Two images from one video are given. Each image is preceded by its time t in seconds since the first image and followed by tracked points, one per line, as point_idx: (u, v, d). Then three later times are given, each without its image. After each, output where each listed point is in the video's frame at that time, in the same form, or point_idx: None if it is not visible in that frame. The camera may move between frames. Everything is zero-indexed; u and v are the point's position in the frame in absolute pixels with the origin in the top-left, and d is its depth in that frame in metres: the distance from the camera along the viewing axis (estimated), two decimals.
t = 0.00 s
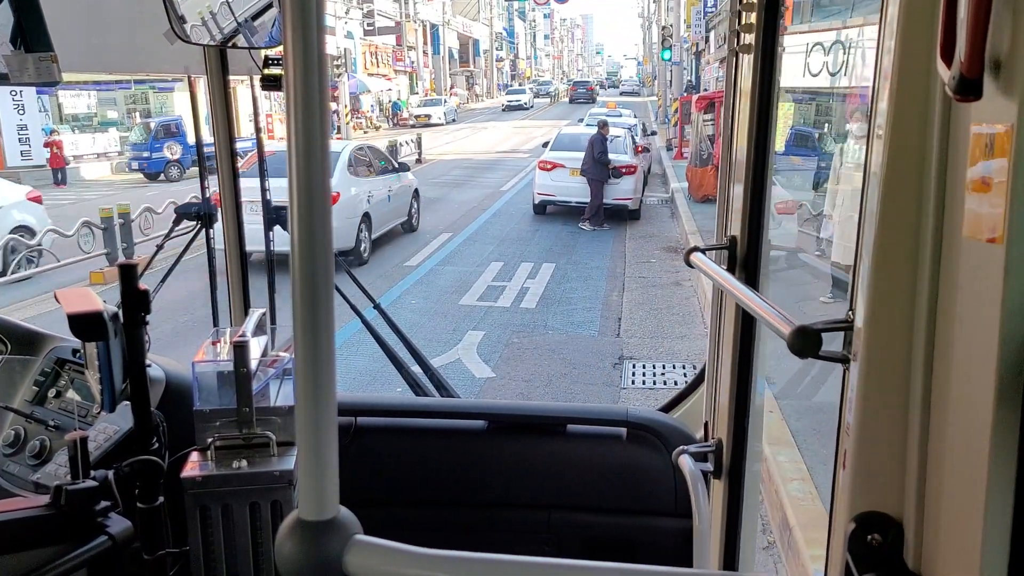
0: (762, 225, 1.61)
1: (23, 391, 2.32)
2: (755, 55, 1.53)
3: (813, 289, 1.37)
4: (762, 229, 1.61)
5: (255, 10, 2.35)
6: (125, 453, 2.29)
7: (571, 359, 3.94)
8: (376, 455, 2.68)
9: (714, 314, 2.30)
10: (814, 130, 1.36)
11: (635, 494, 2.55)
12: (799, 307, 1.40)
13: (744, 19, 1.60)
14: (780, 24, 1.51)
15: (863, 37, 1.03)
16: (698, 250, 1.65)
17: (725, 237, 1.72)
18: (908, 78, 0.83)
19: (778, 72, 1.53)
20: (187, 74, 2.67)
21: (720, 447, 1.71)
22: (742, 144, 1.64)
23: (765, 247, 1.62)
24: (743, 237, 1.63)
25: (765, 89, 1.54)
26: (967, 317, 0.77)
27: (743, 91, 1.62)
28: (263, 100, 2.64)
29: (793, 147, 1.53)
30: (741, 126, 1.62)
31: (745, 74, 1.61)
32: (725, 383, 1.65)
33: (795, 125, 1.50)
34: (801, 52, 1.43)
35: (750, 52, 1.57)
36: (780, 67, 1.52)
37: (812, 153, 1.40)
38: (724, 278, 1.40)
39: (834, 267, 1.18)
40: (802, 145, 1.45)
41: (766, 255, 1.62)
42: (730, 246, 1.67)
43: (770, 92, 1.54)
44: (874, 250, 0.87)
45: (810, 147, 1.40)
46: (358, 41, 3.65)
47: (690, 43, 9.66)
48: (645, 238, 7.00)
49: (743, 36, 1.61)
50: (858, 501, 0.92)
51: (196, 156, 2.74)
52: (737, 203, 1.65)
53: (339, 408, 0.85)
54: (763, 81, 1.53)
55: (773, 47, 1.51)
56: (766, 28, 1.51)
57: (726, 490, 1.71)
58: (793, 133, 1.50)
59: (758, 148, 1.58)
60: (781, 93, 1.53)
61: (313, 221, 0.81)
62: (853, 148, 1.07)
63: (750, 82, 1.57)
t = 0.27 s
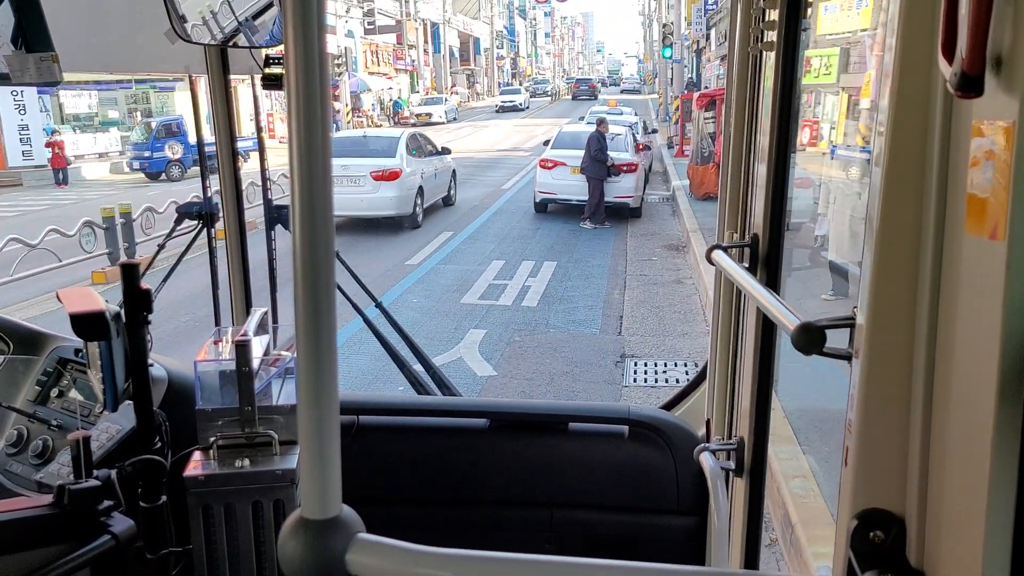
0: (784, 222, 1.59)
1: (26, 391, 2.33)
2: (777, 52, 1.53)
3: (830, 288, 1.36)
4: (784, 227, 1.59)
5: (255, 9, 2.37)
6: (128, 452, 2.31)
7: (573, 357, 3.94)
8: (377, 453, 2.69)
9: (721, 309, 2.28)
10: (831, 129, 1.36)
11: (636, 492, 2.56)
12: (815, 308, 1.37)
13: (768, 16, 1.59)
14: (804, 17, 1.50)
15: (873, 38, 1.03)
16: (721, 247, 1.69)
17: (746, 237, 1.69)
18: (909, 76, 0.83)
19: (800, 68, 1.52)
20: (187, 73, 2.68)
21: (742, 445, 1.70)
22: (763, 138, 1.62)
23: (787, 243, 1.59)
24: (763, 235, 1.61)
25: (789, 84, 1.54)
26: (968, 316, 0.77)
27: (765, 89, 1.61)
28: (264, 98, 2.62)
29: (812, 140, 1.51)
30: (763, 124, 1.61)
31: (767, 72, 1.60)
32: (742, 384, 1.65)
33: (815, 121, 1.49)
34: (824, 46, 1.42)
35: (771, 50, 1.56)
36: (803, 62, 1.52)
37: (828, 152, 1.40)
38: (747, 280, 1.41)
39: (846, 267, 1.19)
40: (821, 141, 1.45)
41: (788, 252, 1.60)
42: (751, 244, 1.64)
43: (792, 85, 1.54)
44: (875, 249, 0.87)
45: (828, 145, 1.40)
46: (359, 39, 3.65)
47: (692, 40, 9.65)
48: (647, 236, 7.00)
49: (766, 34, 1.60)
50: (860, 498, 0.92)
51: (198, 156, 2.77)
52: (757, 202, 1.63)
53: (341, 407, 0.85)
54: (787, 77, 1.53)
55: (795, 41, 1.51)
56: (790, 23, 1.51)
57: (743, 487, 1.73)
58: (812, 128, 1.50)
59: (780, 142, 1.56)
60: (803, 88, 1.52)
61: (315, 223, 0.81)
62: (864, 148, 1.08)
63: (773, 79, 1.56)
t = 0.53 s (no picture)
0: (811, 223, 1.60)
1: (27, 391, 2.33)
2: (807, 54, 1.54)
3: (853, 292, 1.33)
4: (810, 228, 1.60)
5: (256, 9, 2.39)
6: (129, 452, 2.32)
7: (574, 357, 3.94)
8: (378, 453, 2.69)
9: (722, 304, 2.28)
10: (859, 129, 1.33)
11: (636, 491, 2.56)
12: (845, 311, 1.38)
13: (801, 19, 1.59)
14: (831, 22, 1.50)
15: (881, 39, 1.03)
16: (750, 250, 1.70)
17: (780, 237, 1.71)
18: (909, 76, 0.83)
19: (830, 70, 1.52)
20: (189, 74, 2.69)
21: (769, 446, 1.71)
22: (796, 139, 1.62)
23: (812, 245, 1.60)
24: (792, 236, 1.62)
25: (816, 86, 1.54)
26: (968, 316, 0.78)
27: (798, 90, 1.63)
28: (265, 99, 2.63)
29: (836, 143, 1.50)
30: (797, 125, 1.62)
31: (800, 74, 1.61)
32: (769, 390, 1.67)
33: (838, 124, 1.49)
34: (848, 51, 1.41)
35: (803, 53, 1.58)
36: (832, 64, 1.52)
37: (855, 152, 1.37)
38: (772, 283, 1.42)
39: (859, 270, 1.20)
40: (846, 143, 1.44)
41: (814, 254, 1.60)
42: (780, 245, 1.67)
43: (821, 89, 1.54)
44: (875, 249, 0.87)
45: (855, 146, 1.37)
46: (359, 40, 3.66)
47: (693, 41, 9.66)
48: (647, 236, 7.00)
49: (799, 37, 1.61)
50: (860, 499, 0.92)
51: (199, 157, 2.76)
52: (789, 203, 1.65)
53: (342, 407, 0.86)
54: (814, 80, 1.54)
55: (824, 43, 1.51)
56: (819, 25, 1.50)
57: (769, 489, 1.73)
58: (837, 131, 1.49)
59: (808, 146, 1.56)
60: (832, 89, 1.52)
61: (316, 224, 0.81)
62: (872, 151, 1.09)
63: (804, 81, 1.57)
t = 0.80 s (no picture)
0: (817, 222, 1.58)
1: (26, 392, 2.33)
2: (812, 52, 1.53)
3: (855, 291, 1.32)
4: (817, 227, 1.58)
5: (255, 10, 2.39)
6: (129, 452, 2.32)
7: (574, 357, 3.94)
8: (377, 454, 2.68)
9: (722, 303, 2.27)
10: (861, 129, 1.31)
11: (637, 491, 2.55)
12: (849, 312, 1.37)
13: (805, 18, 1.59)
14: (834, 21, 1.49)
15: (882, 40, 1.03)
16: (754, 249, 1.69)
17: (786, 237, 1.70)
18: (908, 76, 0.83)
19: (834, 70, 1.52)
20: (187, 74, 2.70)
21: (775, 447, 1.69)
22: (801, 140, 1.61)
23: (817, 245, 1.58)
24: (797, 236, 1.61)
25: (822, 86, 1.54)
26: (968, 316, 0.77)
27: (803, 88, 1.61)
28: (265, 99, 2.63)
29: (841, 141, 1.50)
30: (802, 126, 1.61)
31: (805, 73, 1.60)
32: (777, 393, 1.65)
33: (842, 120, 1.48)
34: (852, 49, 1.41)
35: (809, 52, 1.57)
36: (836, 64, 1.51)
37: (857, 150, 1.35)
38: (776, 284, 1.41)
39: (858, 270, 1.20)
40: (850, 139, 1.42)
41: (820, 253, 1.58)
42: (786, 245, 1.66)
43: (824, 89, 1.54)
44: (875, 249, 0.87)
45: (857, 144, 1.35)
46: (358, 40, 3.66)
47: (693, 40, 9.66)
48: (647, 236, 7.00)
49: (805, 37, 1.61)
50: (860, 499, 0.92)
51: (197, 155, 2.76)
52: (795, 203, 1.64)
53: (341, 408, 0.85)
54: (818, 80, 1.54)
55: (830, 41, 1.50)
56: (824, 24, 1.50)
57: (774, 490, 1.73)
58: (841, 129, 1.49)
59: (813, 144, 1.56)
60: (835, 88, 1.52)
61: (315, 225, 0.81)
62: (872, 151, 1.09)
63: (809, 80, 1.57)
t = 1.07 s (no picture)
0: (818, 221, 1.58)
1: (26, 393, 2.33)
2: (812, 51, 1.53)
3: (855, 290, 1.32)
4: (817, 226, 1.58)
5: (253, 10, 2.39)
6: (128, 453, 2.32)
7: (574, 357, 3.94)
8: (377, 455, 2.68)
9: (722, 302, 2.27)
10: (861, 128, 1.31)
11: (637, 491, 2.55)
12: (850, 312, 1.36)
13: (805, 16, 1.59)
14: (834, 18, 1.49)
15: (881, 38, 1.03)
16: (754, 248, 1.69)
17: (786, 236, 1.70)
18: (907, 74, 0.83)
19: (834, 69, 1.53)
20: (186, 74, 2.68)
21: (775, 447, 1.69)
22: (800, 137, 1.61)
23: (817, 244, 1.58)
24: (798, 235, 1.61)
25: (822, 85, 1.54)
26: (967, 315, 0.77)
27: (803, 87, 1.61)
28: (264, 100, 2.64)
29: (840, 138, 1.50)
30: (802, 125, 1.60)
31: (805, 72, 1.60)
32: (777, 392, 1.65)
33: (842, 118, 1.48)
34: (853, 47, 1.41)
35: (809, 52, 1.57)
36: (836, 63, 1.52)
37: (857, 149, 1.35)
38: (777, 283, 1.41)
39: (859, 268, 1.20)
40: (851, 137, 1.41)
41: (821, 252, 1.58)
42: (786, 244, 1.66)
43: (825, 87, 1.54)
44: (873, 248, 0.87)
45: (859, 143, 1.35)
46: (357, 40, 3.66)
47: (692, 40, 9.66)
48: (647, 235, 7.01)
49: (804, 37, 1.60)
50: (860, 497, 0.92)
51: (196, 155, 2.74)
52: (796, 203, 1.64)
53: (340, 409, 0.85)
54: (818, 78, 1.54)
55: (830, 40, 1.50)
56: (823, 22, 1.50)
57: (775, 489, 1.73)
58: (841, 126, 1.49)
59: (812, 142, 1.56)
60: (836, 87, 1.52)
61: (313, 226, 0.81)
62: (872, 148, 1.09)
63: (809, 80, 1.57)
